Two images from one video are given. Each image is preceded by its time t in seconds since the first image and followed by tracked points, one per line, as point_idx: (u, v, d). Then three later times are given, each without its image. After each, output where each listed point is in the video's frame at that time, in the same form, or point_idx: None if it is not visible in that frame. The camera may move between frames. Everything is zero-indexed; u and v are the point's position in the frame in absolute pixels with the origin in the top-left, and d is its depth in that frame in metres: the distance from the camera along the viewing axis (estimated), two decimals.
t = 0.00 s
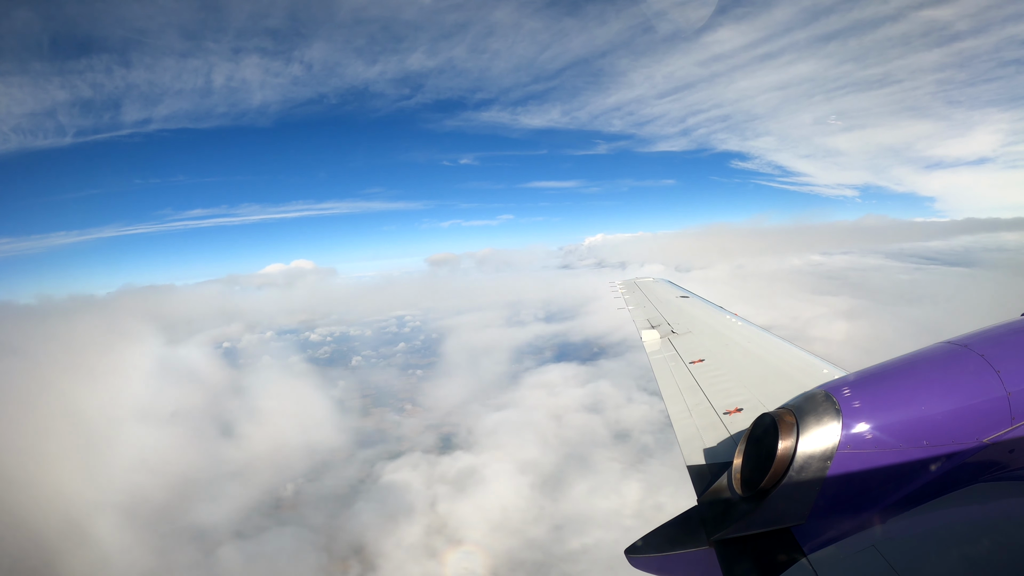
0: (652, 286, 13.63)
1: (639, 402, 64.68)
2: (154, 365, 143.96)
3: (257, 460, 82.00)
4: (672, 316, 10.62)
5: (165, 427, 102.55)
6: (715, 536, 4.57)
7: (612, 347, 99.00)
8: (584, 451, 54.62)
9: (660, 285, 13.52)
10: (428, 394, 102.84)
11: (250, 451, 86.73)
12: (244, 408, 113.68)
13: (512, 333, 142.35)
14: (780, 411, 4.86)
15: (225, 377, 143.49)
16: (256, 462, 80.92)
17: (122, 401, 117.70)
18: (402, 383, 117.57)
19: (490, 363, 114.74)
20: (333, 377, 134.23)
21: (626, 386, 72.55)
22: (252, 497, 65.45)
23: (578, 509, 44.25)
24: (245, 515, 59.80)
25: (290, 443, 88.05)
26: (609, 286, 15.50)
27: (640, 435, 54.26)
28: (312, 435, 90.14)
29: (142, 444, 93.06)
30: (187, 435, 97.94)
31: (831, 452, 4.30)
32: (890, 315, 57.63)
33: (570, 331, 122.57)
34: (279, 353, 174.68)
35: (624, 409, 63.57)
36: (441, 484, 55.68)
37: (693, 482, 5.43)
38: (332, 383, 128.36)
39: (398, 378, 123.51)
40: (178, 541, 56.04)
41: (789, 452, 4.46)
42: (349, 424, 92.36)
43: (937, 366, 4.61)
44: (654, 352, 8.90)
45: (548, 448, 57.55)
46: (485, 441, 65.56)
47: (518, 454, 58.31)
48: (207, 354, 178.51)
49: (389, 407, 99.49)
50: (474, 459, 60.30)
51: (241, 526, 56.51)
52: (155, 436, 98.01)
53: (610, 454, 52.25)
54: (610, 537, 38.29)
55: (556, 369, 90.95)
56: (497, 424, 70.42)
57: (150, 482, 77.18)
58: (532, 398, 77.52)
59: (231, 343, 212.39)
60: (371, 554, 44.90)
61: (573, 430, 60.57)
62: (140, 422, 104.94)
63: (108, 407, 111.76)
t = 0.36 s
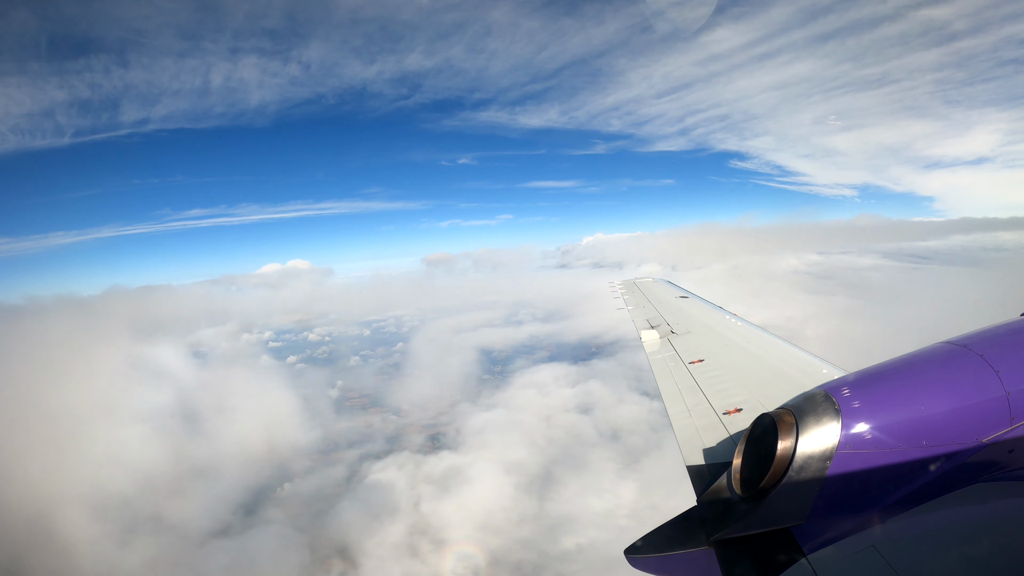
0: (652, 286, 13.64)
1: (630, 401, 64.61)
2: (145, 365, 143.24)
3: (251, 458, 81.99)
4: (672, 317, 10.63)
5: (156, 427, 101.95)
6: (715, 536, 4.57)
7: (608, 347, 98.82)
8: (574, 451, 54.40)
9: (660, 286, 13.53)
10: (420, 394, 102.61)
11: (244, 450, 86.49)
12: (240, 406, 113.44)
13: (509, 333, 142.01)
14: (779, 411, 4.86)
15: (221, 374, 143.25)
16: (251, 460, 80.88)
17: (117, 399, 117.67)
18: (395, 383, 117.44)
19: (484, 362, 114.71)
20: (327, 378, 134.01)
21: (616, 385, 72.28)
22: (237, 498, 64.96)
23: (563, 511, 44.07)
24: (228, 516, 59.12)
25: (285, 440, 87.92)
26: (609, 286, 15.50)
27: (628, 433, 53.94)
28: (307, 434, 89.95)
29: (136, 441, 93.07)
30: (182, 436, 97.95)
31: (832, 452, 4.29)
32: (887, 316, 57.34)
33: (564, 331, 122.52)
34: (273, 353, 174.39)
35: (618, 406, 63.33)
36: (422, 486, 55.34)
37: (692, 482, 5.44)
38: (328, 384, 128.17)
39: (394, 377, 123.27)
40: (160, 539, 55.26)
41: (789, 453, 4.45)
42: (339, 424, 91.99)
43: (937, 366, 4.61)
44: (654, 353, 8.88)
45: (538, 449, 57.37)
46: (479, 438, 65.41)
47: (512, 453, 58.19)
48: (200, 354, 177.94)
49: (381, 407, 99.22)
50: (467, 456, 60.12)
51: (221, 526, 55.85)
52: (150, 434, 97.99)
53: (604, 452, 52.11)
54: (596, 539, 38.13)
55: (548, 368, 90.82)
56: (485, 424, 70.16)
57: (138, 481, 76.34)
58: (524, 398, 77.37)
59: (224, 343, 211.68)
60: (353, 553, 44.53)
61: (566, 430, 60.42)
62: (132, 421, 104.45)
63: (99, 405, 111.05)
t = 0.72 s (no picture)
0: (652, 286, 13.62)
1: (627, 399, 64.18)
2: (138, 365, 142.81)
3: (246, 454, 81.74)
4: (672, 316, 10.63)
5: (147, 427, 101.34)
6: (715, 536, 4.57)
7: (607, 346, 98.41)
8: (565, 451, 54.15)
9: (660, 286, 13.51)
10: (414, 394, 102.45)
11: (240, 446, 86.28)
12: (237, 403, 113.39)
13: (508, 333, 141.52)
14: (779, 411, 4.86)
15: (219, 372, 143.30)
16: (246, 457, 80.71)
17: (116, 396, 117.95)
18: (389, 382, 117.38)
19: (479, 362, 114.51)
20: (322, 379, 133.79)
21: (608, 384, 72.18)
22: (221, 497, 64.41)
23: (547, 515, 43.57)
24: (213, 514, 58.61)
25: (281, 439, 87.77)
26: (609, 286, 15.47)
27: (620, 432, 53.70)
28: (303, 431, 89.80)
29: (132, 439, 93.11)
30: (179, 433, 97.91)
31: (832, 452, 4.29)
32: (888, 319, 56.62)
33: (559, 332, 122.32)
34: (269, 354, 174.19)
35: (614, 404, 62.92)
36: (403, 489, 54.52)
37: (693, 482, 5.43)
38: (327, 384, 128.04)
39: (392, 377, 122.93)
40: (147, 534, 54.87)
41: (790, 453, 4.44)
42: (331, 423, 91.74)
43: (935, 366, 4.62)
44: (654, 352, 8.88)
45: (535, 447, 57.12)
46: (476, 436, 65.19)
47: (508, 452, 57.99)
48: (197, 353, 178.02)
49: (375, 407, 99.02)
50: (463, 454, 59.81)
51: (201, 526, 55.09)
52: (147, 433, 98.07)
53: (600, 450, 51.81)
54: (580, 541, 37.77)
55: (542, 368, 90.59)
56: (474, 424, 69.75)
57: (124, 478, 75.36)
58: (517, 398, 77.20)
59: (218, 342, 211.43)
60: (334, 553, 44.04)
61: (563, 430, 60.15)
62: (130, 420, 104.66)
63: (91, 401, 110.48)
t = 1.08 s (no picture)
0: (652, 286, 13.60)
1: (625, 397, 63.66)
2: (135, 364, 142.69)
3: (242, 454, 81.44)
4: (672, 316, 10.62)
5: (142, 428, 100.80)
6: (715, 536, 4.56)
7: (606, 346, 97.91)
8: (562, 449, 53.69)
9: (660, 286, 13.49)
10: (408, 396, 101.75)
11: (236, 446, 86.06)
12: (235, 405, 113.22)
13: (507, 333, 140.90)
14: (779, 411, 4.86)
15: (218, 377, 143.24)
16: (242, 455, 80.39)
17: (114, 398, 118.02)
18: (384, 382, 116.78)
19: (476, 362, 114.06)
20: (321, 379, 133.56)
21: (602, 382, 71.50)
22: (210, 495, 63.86)
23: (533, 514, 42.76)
24: (202, 513, 58.27)
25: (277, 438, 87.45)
26: (609, 286, 15.45)
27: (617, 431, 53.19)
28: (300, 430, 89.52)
29: (128, 440, 92.84)
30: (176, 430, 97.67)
31: (831, 452, 4.30)
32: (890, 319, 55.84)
33: (556, 332, 121.74)
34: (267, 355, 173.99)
35: (612, 402, 62.45)
36: (389, 491, 53.64)
37: (692, 482, 5.43)
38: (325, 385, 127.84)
39: (390, 376, 122.41)
40: (136, 529, 54.53)
41: (789, 452, 4.45)
42: (326, 424, 91.27)
43: (934, 366, 4.62)
44: (654, 352, 8.87)
45: (531, 446, 56.78)
46: (473, 435, 64.88)
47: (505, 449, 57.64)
48: (197, 354, 178.01)
49: (369, 408, 98.37)
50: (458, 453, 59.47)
51: (187, 524, 54.57)
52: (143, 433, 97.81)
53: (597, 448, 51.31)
54: (569, 539, 37.02)
55: (540, 368, 90.16)
56: (466, 426, 68.95)
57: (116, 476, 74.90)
58: (515, 397, 76.86)
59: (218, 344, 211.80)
60: (314, 554, 43.25)
61: (560, 429, 59.84)
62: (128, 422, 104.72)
63: (87, 397, 110.50)
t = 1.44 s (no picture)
0: (652, 285, 13.57)
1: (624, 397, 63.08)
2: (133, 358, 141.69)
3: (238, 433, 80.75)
4: (673, 316, 10.61)
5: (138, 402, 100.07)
6: (715, 535, 4.57)
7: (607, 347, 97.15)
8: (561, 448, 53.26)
9: (661, 285, 13.45)
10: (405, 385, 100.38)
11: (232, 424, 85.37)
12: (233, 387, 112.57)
13: (508, 333, 140.12)
14: (780, 410, 4.85)
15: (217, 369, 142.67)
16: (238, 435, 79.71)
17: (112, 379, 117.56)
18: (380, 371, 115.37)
19: (476, 361, 113.39)
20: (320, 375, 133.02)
21: (601, 381, 70.51)
22: (200, 478, 62.61)
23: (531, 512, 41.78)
24: (191, 497, 57.07)
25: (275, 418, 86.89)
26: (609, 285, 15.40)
27: (617, 431, 52.66)
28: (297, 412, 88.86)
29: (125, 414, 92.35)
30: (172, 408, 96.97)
31: (831, 452, 4.30)
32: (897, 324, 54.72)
33: (557, 333, 120.91)
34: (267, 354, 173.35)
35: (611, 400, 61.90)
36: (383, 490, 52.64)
37: (694, 482, 5.43)
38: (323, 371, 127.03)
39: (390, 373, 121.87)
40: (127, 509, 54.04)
41: (790, 452, 4.45)
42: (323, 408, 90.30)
43: (935, 365, 4.64)
44: (654, 352, 8.87)
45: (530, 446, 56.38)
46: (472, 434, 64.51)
47: (504, 449, 57.22)
48: (197, 354, 177.54)
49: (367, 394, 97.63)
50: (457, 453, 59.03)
51: (176, 509, 53.75)
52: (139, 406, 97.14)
53: (595, 447, 50.86)
54: (566, 538, 36.54)
55: (540, 367, 89.62)
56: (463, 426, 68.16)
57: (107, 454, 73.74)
58: (515, 396, 76.44)
59: (217, 344, 210.51)
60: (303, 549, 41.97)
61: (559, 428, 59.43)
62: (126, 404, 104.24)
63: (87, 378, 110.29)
